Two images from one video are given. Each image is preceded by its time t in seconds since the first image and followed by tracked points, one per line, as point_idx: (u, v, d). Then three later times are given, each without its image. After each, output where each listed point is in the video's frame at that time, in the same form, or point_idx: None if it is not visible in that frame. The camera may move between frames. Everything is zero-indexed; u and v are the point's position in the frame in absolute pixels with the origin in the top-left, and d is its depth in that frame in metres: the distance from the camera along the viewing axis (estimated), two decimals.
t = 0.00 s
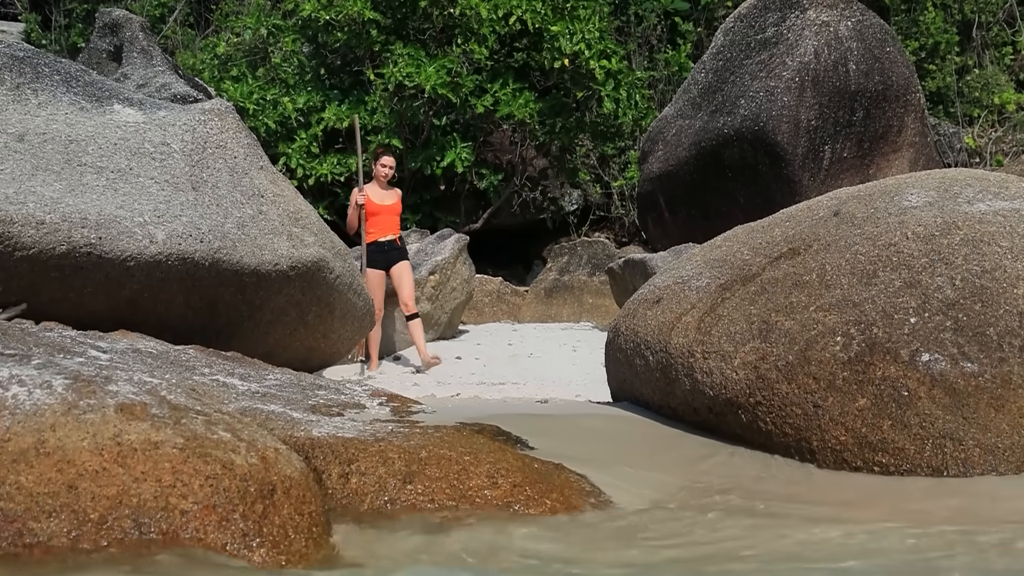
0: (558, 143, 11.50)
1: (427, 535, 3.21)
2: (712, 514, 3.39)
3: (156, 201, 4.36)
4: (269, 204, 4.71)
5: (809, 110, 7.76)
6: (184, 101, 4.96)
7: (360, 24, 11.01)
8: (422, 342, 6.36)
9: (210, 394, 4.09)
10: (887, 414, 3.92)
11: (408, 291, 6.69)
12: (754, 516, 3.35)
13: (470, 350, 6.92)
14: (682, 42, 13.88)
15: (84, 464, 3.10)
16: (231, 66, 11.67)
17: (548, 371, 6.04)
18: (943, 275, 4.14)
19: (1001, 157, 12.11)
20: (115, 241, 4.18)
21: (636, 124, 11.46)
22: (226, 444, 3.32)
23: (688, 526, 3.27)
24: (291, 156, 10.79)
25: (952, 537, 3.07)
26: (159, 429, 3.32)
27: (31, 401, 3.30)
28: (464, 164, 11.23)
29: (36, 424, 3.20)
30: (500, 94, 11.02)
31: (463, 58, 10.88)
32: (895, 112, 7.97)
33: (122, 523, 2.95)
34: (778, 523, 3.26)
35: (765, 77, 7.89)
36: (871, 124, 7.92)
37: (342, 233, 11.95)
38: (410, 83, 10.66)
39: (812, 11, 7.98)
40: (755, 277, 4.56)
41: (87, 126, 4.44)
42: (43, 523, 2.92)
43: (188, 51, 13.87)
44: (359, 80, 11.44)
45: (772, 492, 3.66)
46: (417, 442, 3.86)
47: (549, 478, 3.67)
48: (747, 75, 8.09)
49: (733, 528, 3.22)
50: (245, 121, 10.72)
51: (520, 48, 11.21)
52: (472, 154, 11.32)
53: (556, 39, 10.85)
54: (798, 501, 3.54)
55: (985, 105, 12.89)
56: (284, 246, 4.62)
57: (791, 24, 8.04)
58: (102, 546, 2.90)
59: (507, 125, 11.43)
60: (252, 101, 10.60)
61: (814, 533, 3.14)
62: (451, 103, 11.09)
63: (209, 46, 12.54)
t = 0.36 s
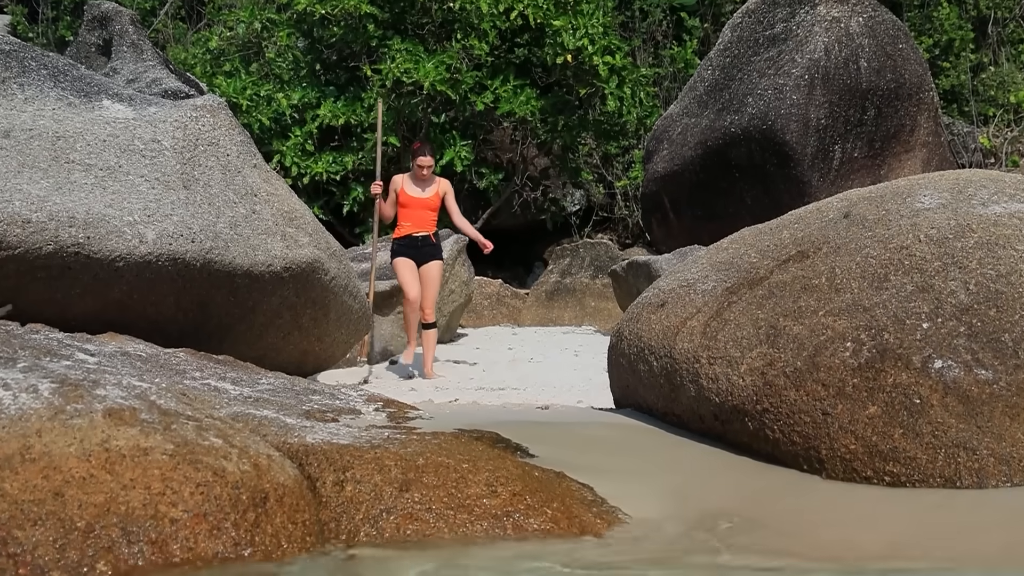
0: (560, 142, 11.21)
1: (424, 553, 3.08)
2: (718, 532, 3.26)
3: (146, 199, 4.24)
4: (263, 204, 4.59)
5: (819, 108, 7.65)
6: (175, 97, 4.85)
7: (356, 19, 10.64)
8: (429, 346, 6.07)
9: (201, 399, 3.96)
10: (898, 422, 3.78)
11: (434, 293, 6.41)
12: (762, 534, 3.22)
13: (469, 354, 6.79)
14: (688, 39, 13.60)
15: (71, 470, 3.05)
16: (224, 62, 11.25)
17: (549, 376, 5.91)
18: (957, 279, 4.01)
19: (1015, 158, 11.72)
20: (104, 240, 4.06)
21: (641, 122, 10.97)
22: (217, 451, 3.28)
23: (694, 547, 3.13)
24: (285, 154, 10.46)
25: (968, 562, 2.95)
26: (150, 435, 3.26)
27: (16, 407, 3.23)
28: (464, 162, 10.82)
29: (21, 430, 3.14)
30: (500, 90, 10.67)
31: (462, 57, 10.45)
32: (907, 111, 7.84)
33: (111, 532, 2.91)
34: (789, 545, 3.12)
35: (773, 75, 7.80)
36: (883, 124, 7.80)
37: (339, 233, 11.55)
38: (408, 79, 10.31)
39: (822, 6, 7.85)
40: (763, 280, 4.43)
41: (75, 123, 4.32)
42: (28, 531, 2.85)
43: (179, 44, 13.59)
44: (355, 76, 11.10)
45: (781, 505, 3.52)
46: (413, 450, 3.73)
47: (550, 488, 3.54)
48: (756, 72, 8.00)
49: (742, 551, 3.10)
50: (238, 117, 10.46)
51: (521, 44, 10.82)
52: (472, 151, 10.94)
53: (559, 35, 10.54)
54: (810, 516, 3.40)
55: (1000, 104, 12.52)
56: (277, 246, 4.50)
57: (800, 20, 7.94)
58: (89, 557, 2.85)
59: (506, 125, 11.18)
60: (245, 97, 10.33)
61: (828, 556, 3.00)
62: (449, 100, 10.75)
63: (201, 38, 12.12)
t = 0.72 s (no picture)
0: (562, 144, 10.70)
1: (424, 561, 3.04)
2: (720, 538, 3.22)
3: (143, 200, 4.21)
4: (262, 205, 4.54)
5: (824, 111, 7.61)
6: (173, 97, 4.81)
7: (357, 18, 10.26)
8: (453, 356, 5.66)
9: (197, 402, 3.92)
10: (902, 428, 3.74)
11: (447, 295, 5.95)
12: (765, 542, 3.17)
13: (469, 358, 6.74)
14: (692, 40, 13.23)
15: (66, 475, 3.05)
16: (223, 62, 11.07)
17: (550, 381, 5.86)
18: (962, 284, 3.97)
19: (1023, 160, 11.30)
20: (101, 242, 4.02)
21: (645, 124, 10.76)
22: (214, 456, 3.23)
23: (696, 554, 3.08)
24: (284, 155, 10.15)
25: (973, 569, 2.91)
26: (147, 440, 3.21)
27: (10, 410, 3.20)
28: (465, 164, 10.44)
29: (15, 433, 3.13)
30: (502, 92, 10.30)
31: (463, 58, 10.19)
32: (913, 113, 7.79)
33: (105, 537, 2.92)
34: (792, 552, 3.08)
35: (777, 77, 7.76)
36: (888, 126, 7.76)
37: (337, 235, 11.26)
38: (409, 80, 10.01)
39: (827, 7, 7.84)
40: (766, 285, 4.38)
41: (72, 123, 4.29)
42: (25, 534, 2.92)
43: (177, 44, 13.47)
44: (356, 76, 10.70)
45: (785, 512, 3.48)
46: (412, 455, 3.69)
47: (551, 493, 3.50)
48: (759, 75, 7.98)
49: (745, 558, 3.05)
50: (236, 118, 10.22)
51: (523, 44, 10.46)
52: (473, 153, 10.53)
53: (561, 35, 10.17)
54: (813, 523, 3.36)
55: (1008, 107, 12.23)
56: (276, 249, 4.46)
57: (805, 22, 7.94)
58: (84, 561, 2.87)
59: (506, 126, 10.78)
60: (244, 97, 10.10)
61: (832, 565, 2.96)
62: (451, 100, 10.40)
63: (201, 38, 11.94)
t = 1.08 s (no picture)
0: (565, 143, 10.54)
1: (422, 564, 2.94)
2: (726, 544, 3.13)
3: (136, 200, 4.13)
4: (257, 206, 4.46)
5: (832, 111, 7.54)
6: (167, 96, 4.73)
7: (355, 15, 10.22)
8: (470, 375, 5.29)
9: (191, 407, 3.82)
10: (911, 436, 3.64)
11: (473, 298, 5.45)
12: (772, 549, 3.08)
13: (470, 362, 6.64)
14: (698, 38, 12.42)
15: (56, 481, 3.03)
16: (219, 59, 10.78)
17: (551, 386, 5.75)
18: (973, 289, 3.88)
19: None
20: (93, 243, 3.93)
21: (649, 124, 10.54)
22: (207, 462, 3.20)
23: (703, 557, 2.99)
24: (280, 154, 10.04)
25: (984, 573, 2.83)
26: (138, 445, 3.19)
27: None
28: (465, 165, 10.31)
29: (5, 439, 3.10)
30: (504, 90, 10.19)
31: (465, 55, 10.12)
32: (923, 113, 7.71)
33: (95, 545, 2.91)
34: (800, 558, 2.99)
35: (785, 76, 7.68)
36: (898, 127, 7.67)
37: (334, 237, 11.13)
38: (409, 78, 9.91)
39: (836, 4, 7.71)
40: (772, 289, 4.29)
41: (64, 121, 4.21)
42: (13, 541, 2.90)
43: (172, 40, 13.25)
44: (354, 74, 10.62)
45: (792, 521, 3.38)
46: (409, 462, 3.60)
47: (552, 501, 3.40)
48: (766, 73, 7.88)
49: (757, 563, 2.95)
50: (233, 117, 10.09)
51: (525, 42, 10.35)
52: (473, 154, 10.37)
53: (564, 32, 10.03)
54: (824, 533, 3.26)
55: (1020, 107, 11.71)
56: (272, 250, 4.37)
57: (814, 19, 7.81)
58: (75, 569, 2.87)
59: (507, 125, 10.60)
60: (239, 95, 9.97)
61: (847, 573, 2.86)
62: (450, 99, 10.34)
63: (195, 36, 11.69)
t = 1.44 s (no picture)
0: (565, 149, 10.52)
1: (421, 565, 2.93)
2: (728, 548, 3.11)
3: (136, 205, 4.13)
4: (258, 211, 4.44)
5: (832, 118, 7.56)
6: (168, 99, 4.74)
7: (357, 20, 10.15)
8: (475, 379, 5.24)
9: (190, 413, 3.81)
10: (911, 445, 3.65)
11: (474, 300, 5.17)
12: (775, 552, 3.08)
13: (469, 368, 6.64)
14: (698, 45, 12.41)
15: (55, 487, 2.99)
16: (220, 63, 10.87)
17: (551, 393, 5.73)
18: (972, 298, 3.87)
19: None
20: (92, 247, 3.94)
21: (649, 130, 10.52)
22: (206, 468, 3.18)
23: (705, 562, 2.97)
24: (281, 158, 10.04)
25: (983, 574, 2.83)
26: (137, 451, 3.18)
27: None
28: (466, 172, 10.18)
29: (3, 445, 3.08)
30: (504, 96, 10.18)
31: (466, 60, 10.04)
32: (923, 121, 7.73)
33: (94, 552, 2.86)
34: (802, 561, 2.99)
35: (785, 83, 7.71)
36: (898, 134, 7.68)
37: (334, 241, 11.12)
38: (410, 83, 9.85)
39: (836, 13, 7.77)
40: (772, 297, 4.26)
41: (65, 125, 4.22)
42: (9, 548, 2.82)
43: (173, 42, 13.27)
44: (356, 79, 10.57)
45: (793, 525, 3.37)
46: (408, 468, 3.59)
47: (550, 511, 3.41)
48: (767, 80, 7.92)
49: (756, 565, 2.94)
50: (234, 121, 10.15)
51: (526, 48, 10.35)
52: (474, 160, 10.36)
53: (566, 39, 10.02)
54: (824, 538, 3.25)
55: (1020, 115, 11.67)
56: (272, 255, 4.36)
57: (814, 27, 7.85)
58: None
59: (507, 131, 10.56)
60: (240, 99, 10.05)
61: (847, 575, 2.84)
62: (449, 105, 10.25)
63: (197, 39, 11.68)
